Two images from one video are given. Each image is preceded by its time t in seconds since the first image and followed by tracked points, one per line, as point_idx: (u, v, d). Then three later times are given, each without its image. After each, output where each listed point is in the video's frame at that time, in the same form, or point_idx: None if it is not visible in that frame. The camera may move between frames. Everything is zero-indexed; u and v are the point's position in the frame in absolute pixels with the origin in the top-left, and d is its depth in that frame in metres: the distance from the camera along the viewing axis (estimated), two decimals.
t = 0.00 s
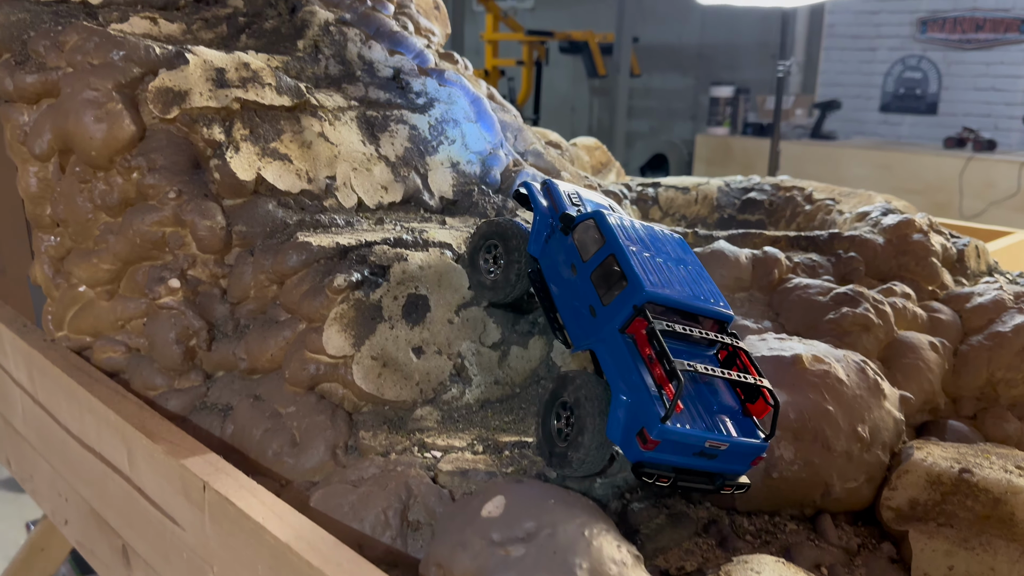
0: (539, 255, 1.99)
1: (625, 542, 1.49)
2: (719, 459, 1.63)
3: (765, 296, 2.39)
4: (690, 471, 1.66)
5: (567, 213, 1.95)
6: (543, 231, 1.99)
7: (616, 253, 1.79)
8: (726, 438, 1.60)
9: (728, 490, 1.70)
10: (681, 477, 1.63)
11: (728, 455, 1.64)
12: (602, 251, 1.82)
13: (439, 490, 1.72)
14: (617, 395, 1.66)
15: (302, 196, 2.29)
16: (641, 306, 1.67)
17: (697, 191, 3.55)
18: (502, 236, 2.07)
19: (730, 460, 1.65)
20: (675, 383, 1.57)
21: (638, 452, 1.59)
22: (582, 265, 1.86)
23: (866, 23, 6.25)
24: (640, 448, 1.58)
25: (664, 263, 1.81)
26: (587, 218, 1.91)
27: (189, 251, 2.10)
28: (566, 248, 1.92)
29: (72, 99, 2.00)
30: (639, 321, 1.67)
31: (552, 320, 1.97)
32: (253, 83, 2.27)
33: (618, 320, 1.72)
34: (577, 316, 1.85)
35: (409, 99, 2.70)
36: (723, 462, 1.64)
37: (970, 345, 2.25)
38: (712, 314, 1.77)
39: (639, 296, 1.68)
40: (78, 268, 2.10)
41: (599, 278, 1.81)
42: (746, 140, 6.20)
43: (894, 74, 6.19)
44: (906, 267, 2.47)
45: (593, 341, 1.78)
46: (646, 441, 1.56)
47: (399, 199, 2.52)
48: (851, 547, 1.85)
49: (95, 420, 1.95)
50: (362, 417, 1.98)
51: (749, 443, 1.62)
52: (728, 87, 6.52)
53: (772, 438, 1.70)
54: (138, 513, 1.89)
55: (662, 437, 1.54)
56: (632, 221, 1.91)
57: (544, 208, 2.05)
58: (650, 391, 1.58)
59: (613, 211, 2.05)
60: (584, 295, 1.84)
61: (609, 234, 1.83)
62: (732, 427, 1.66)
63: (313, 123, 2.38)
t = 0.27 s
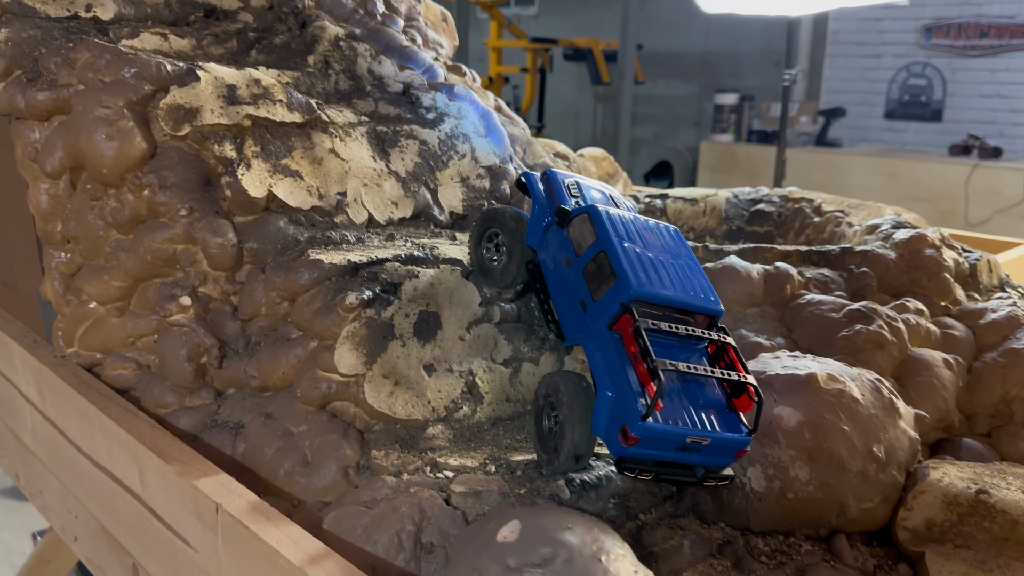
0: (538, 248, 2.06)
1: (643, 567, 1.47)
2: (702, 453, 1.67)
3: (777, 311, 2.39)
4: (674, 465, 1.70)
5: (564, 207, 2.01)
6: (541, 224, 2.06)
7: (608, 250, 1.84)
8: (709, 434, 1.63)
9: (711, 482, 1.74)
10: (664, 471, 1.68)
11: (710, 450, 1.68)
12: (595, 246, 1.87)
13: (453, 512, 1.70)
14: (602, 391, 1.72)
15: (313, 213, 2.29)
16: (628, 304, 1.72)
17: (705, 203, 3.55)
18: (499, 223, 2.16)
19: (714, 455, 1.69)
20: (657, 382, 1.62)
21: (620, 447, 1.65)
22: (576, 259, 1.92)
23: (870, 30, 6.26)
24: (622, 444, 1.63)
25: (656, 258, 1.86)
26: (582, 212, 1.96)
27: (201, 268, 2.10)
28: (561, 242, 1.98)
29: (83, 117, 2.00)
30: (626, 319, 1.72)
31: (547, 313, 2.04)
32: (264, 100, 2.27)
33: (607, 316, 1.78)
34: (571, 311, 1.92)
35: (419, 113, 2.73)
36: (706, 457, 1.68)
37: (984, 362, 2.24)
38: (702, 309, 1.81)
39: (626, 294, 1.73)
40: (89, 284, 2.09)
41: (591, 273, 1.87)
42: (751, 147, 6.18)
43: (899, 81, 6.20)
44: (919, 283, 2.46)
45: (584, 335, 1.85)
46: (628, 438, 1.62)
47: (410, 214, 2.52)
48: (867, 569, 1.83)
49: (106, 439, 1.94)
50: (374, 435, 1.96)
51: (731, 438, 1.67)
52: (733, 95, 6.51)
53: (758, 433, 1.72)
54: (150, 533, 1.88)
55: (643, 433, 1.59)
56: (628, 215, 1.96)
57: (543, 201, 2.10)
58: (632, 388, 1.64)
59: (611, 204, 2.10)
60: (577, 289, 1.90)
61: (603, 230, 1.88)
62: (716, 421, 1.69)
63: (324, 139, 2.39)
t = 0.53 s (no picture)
0: (479, 218, 2.13)
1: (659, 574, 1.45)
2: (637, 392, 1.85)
3: (789, 315, 2.39)
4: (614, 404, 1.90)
5: (492, 182, 2.04)
6: (477, 197, 2.11)
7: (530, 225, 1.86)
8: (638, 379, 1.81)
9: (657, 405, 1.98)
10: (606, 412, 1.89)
11: (643, 389, 1.85)
12: (518, 225, 1.90)
13: (466, 518, 1.68)
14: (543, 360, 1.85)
15: (324, 217, 2.28)
16: (552, 281, 1.77)
17: (714, 206, 3.52)
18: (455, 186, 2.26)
19: (646, 392, 1.86)
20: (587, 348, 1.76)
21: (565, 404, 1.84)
22: (507, 235, 1.97)
23: (875, 34, 6.25)
24: (565, 404, 1.82)
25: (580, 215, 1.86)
26: (506, 190, 1.98)
27: (211, 272, 2.09)
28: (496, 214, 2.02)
29: (94, 120, 2.00)
30: (554, 294, 1.80)
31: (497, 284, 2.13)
32: (275, 104, 2.27)
33: (537, 291, 1.84)
34: (509, 280, 2.00)
35: (427, 117, 2.71)
36: (640, 394, 1.86)
37: (998, 367, 2.22)
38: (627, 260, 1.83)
39: (548, 271, 1.77)
40: (99, 288, 2.08)
41: (518, 249, 1.92)
42: (756, 151, 6.16)
43: (904, 85, 6.20)
44: (932, 286, 2.45)
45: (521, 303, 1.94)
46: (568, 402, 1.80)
47: (420, 218, 2.50)
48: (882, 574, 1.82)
49: (116, 443, 1.94)
50: (386, 440, 1.95)
51: (658, 375, 1.83)
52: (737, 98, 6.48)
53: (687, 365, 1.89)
54: (160, 537, 1.87)
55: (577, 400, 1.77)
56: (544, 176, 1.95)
57: (476, 173, 2.13)
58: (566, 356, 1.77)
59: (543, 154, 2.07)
60: (513, 261, 1.96)
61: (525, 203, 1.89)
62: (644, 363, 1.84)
63: (335, 143, 2.39)
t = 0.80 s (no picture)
0: (484, 154, 2.31)
1: None
2: (661, 308, 2.02)
3: (800, 320, 2.37)
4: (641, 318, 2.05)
5: (508, 116, 2.21)
6: (484, 134, 2.29)
7: (559, 148, 2.08)
8: (665, 291, 1.98)
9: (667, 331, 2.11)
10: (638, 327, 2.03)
11: (670, 303, 2.02)
12: (547, 148, 2.11)
13: (477, 524, 1.66)
14: (580, 270, 2.01)
15: (332, 221, 2.27)
16: (591, 194, 1.99)
17: (721, 210, 3.53)
18: (436, 136, 2.36)
19: (674, 307, 2.04)
20: (630, 256, 1.91)
21: (605, 313, 1.97)
22: (530, 162, 2.15)
23: (879, 38, 6.24)
24: (608, 310, 1.96)
25: (595, 151, 2.13)
26: (527, 118, 2.18)
27: (219, 276, 2.08)
28: (515, 148, 2.19)
29: (103, 124, 1.99)
30: (592, 209, 1.99)
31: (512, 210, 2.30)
32: (283, 108, 2.26)
33: (571, 209, 2.03)
34: (533, 207, 2.17)
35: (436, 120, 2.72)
36: (666, 310, 2.04)
37: (1012, 372, 2.21)
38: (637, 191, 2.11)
39: (588, 187, 2.00)
40: (106, 292, 2.07)
41: (547, 171, 2.11)
42: (761, 154, 6.14)
43: (908, 89, 6.17)
44: (944, 291, 2.44)
45: (551, 227, 2.11)
46: (613, 304, 1.93)
47: (428, 222, 2.49)
48: None
49: (123, 448, 1.93)
50: (395, 446, 1.93)
51: (684, 294, 2.02)
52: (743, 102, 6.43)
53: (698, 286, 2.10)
54: (168, 544, 1.86)
55: (626, 299, 1.91)
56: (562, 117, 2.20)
57: (482, 110, 2.30)
58: (609, 267, 1.92)
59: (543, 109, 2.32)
60: (538, 189, 2.13)
61: (549, 133, 2.10)
62: (665, 281, 2.03)
63: (343, 147, 2.38)
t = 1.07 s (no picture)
0: (489, 176, 2.29)
1: None
2: (674, 333, 1.97)
3: (812, 333, 2.37)
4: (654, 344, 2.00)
5: (513, 137, 2.19)
6: (490, 156, 2.27)
7: (565, 170, 2.05)
8: (678, 315, 1.93)
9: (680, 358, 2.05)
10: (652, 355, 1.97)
11: (683, 327, 1.97)
12: (554, 171, 2.08)
13: (489, 542, 1.65)
14: (590, 296, 1.95)
15: (341, 235, 2.28)
16: (600, 218, 1.94)
17: (730, 219, 3.50)
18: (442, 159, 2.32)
19: (686, 330, 1.98)
20: (641, 281, 1.87)
21: (618, 340, 1.92)
22: (537, 185, 2.12)
23: (886, 43, 6.22)
24: (620, 336, 1.90)
25: (604, 173, 2.09)
26: (532, 140, 2.16)
27: (230, 290, 2.08)
28: (520, 170, 2.17)
29: (114, 138, 1.99)
30: (601, 234, 1.94)
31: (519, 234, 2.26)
32: (294, 120, 2.27)
33: (581, 233, 1.99)
34: (542, 231, 2.13)
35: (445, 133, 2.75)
36: (679, 333, 1.99)
37: None
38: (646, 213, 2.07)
39: (597, 211, 1.95)
40: (116, 306, 2.07)
41: (554, 195, 2.08)
42: (767, 160, 6.12)
43: (915, 94, 6.16)
44: (956, 304, 2.42)
45: (560, 252, 2.07)
46: (625, 331, 1.88)
47: (438, 234, 2.48)
48: None
49: (133, 463, 1.92)
50: (405, 461, 1.92)
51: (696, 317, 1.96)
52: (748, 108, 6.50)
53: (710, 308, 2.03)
54: (178, 560, 1.85)
55: (637, 326, 1.85)
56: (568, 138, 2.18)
57: (487, 132, 2.29)
58: (619, 292, 1.87)
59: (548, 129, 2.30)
60: (546, 213, 2.10)
61: (555, 154, 2.08)
62: (677, 304, 1.98)
63: (353, 160, 2.39)
